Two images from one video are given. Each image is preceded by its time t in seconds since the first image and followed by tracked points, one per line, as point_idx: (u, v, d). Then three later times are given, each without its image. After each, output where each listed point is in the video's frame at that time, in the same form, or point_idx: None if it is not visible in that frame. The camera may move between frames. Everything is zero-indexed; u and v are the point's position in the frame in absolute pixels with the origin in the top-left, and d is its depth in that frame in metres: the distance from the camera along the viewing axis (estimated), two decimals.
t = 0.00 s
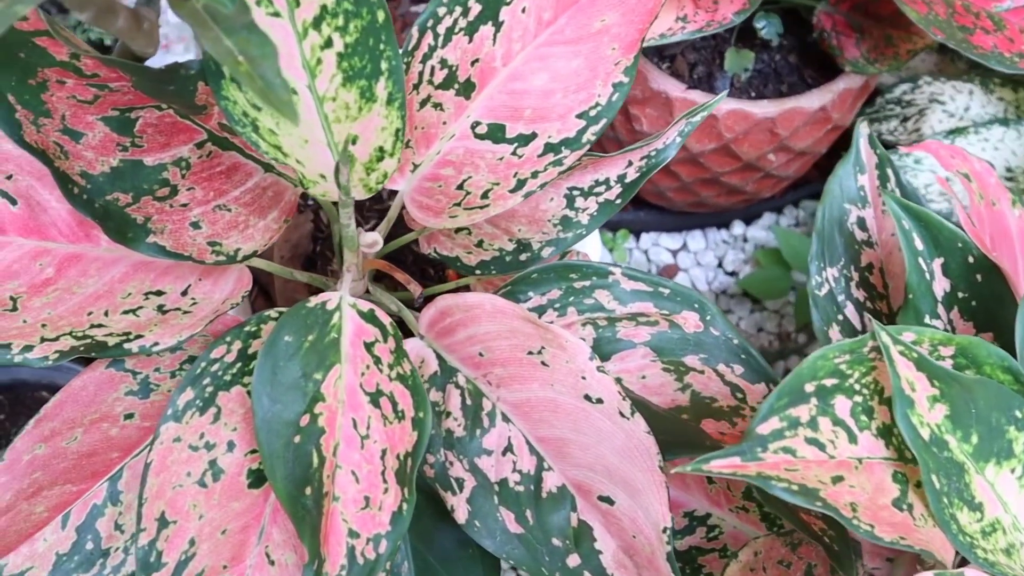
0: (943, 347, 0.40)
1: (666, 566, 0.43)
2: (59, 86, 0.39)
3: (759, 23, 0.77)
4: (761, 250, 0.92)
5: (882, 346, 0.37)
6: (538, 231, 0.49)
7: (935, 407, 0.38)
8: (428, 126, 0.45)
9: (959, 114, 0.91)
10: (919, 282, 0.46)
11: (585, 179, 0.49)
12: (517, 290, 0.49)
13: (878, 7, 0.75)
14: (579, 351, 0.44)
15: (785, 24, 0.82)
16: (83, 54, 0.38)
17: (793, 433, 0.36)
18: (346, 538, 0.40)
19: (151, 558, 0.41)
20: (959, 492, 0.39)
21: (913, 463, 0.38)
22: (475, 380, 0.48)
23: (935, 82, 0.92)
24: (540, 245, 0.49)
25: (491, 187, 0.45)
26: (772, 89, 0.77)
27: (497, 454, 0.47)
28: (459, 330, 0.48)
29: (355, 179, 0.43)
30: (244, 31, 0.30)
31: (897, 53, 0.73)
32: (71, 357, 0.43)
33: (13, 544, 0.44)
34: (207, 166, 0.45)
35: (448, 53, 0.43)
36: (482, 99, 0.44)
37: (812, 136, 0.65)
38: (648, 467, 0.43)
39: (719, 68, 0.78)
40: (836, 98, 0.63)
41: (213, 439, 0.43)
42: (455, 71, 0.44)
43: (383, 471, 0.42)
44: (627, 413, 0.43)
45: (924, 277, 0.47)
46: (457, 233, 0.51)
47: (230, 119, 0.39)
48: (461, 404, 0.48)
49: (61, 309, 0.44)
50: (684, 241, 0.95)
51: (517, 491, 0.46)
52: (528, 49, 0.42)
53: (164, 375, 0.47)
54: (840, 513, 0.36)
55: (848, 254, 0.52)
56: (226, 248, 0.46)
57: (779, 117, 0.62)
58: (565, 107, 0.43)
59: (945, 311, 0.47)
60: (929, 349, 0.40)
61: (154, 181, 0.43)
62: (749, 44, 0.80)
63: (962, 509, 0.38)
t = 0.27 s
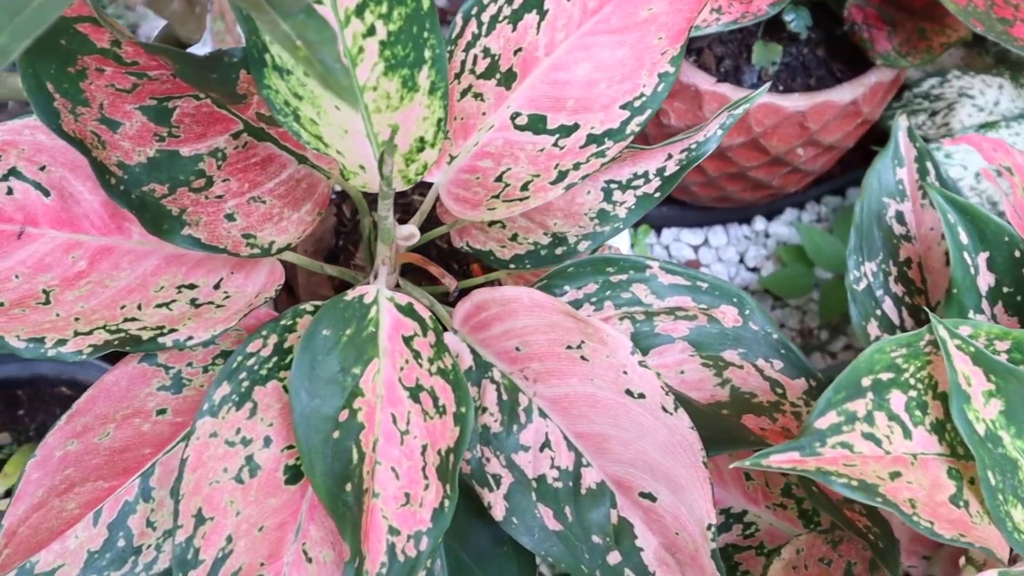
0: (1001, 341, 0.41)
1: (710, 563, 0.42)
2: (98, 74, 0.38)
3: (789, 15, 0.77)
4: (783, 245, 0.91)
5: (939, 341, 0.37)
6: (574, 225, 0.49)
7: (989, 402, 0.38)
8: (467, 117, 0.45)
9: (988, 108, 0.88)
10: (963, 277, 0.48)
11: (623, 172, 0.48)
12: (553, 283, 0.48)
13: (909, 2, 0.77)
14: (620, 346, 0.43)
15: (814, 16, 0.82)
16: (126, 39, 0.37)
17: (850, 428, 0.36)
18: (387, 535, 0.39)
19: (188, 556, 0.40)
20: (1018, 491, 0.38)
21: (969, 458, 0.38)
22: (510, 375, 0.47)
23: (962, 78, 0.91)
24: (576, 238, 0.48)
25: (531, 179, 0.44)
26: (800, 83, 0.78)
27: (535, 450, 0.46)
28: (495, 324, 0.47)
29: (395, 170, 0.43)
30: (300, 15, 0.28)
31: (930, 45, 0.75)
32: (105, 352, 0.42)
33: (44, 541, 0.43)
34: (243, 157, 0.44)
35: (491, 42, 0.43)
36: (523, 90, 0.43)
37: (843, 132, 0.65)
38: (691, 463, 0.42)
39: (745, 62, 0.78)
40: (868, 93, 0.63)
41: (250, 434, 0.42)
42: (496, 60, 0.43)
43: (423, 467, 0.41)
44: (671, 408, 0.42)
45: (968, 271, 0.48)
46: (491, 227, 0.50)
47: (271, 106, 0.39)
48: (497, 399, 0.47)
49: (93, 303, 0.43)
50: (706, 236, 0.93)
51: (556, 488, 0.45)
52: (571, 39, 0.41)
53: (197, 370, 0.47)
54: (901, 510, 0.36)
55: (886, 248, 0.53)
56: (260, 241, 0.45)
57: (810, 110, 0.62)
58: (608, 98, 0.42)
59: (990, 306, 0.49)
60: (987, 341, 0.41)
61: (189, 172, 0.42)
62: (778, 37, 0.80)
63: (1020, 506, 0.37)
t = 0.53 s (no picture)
0: None
1: (753, 558, 0.41)
2: (138, 59, 0.37)
3: (820, 6, 0.77)
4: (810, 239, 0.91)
5: (993, 335, 0.37)
6: (611, 215, 0.48)
7: None
8: (506, 105, 0.44)
9: (1018, 100, 0.86)
10: (1006, 270, 0.49)
11: (662, 162, 0.48)
12: (590, 274, 0.48)
13: None
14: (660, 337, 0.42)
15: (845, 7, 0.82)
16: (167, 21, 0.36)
17: (902, 423, 0.35)
18: (427, 529, 0.39)
19: (227, 549, 0.39)
20: None
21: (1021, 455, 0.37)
22: (547, 367, 0.47)
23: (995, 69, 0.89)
24: (613, 228, 0.48)
25: (571, 168, 0.43)
26: (831, 75, 0.77)
27: (573, 444, 0.46)
28: (533, 316, 0.47)
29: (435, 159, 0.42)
30: None
31: (965, 36, 0.74)
32: (142, 342, 0.41)
33: (78, 534, 0.43)
34: (279, 145, 0.43)
35: (534, 28, 0.42)
36: (564, 78, 0.43)
37: (874, 123, 0.66)
38: (734, 456, 0.42)
39: (775, 53, 0.78)
40: (901, 85, 0.64)
41: (288, 426, 0.41)
42: (539, 47, 0.43)
43: (464, 460, 0.41)
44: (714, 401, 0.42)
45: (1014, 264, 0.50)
46: (526, 218, 0.50)
47: (313, 93, 0.38)
48: (534, 391, 0.46)
49: (129, 293, 0.42)
50: (732, 230, 0.92)
51: (595, 481, 0.45)
52: (615, 26, 0.41)
53: (231, 361, 0.46)
54: (956, 506, 0.35)
55: (925, 241, 0.58)
56: (297, 231, 0.44)
57: (842, 101, 0.63)
58: (651, 87, 0.41)
59: None
60: None
61: (227, 161, 0.41)
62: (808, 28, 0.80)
63: None
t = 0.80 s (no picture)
0: None
1: (789, 555, 0.41)
2: (173, 46, 0.37)
3: None
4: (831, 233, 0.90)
5: None
6: (641, 207, 0.48)
7: None
8: (539, 95, 0.43)
9: None
10: None
11: (694, 154, 0.47)
12: (620, 267, 0.48)
13: None
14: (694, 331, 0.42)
15: None
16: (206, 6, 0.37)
17: (950, 418, 0.35)
18: (461, 524, 0.38)
19: (259, 542, 0.39)
20: None
21: None
22: (578, 360, 0.46)
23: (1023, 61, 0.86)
24: (644, 221, 0.47)
25: (605, 160, 0.43)
26: (855, 67, 0.77)
27: (604, 438, 0.45)
28: (564, 309, 0.46)
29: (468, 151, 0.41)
30: None
31: (994, 29, 0.73)
32: (172, 333, 0.41)
33: (106, 526, 0.43)
34: (311, 134, 0.42)
35: (571, 17, 0.42)
36: (598, 68, 0.42)
37: (900, 117, 0.66)
38: (770, 451, 0.42)
39: (799, 45, 0.78)
40: (928, 77, 0.64)
41: (320, 419, 0.41)
42: (575, 35, 0.42)
43: (498, 453, 0.40)
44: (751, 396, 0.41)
45: None
46: (555, 209, 0.49)
47: (349, 80, 0.38)
48: (564, 385, 0.46)
49: (159, 283, 0.42)
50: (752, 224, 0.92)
51: (627, 476, 0.44)
52: (652, 15, 0.41)
53: (260, 353, 0.47)
54: (1006, 502, 0.34)
55: (958, 235, 0.57)
56: (326, 222, 0.43)
57: (869, 94, 0.62)
58: (688, 77, 0.41)
59: None
60: None
61: (259, 150, 0.40)
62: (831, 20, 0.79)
63: None
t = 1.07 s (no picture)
0: None
1: (826, 549, 0.41)
2: (211, 30, 0.36)
3: None
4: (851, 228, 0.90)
5: None
6: (673, 198, 0.47)
7: None
8: (574, 83, 0.43)
9: None
10: None
11: (727, 143, 0.47)
12: (651, 257, 0.47)
13: None
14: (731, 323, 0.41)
15: None
16: None
17: (997, 410, 0.35)
18: (495, 515, 0.38)
19: (292, 532, 0.39)
20: None
21: None
22: (608, 352, 0.46)
23: None
24: (675, 211, 0.47)
25: (640, 149, 0.42)
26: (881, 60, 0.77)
27: (636, 430, 0.45)
28: (595, 300, 0.46)
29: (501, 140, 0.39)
30: None
31: None
32: (204, 320, 0.41)
33: (134, 514, 0.42)
34: (344, 121, 0.42)
35: (609, 4, 0.41)
36: (634, 56, 0.41)
37: (929, 109, 0.66)
38: (807, 445, 0.41)
39: (825, 37, 0.78)
40: (957, 70, 0.63)
41: (352, 408, 0.41)
42: (613, 23, 0.41)
43: (532, 445, 0.39)
44: (787, 389, 0.41)
45: None
46: (585, 200, 0.49)
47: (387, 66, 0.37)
48: (596, 376, 0.45)
49: (190, 270, 0.42)
50: (772, 218, 0.91)
51: (659, 469, 0.44)
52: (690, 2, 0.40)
53: (289, 342, 0.46)
54: None
55: (992, 228, 0.54)
56: (359, 210, 0.43)
57: (897, 87, 0.62)
58: (727, 66, 0.40)
59: None
60: None
61: (292, 136, 0.40)
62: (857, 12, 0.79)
63: None
